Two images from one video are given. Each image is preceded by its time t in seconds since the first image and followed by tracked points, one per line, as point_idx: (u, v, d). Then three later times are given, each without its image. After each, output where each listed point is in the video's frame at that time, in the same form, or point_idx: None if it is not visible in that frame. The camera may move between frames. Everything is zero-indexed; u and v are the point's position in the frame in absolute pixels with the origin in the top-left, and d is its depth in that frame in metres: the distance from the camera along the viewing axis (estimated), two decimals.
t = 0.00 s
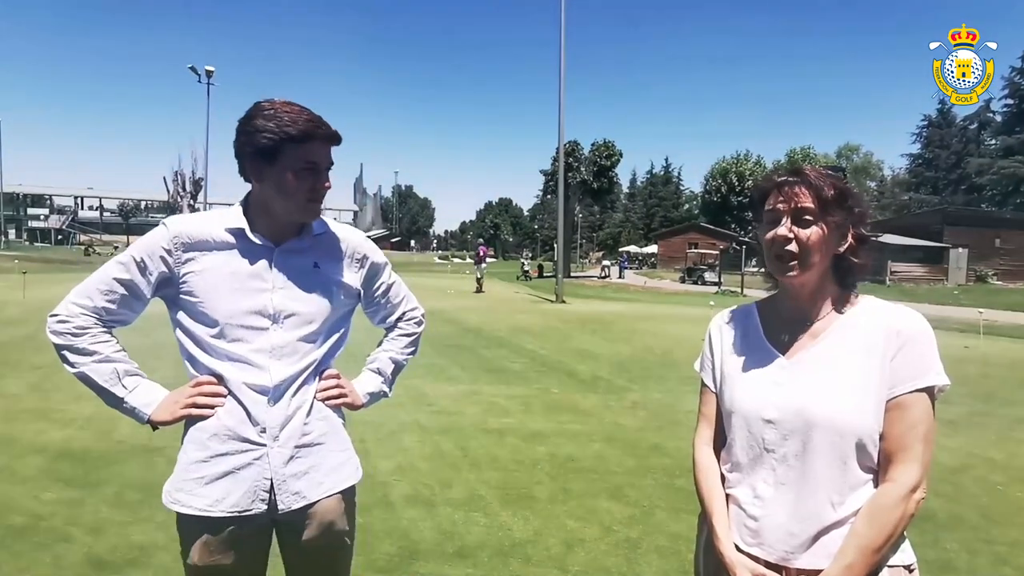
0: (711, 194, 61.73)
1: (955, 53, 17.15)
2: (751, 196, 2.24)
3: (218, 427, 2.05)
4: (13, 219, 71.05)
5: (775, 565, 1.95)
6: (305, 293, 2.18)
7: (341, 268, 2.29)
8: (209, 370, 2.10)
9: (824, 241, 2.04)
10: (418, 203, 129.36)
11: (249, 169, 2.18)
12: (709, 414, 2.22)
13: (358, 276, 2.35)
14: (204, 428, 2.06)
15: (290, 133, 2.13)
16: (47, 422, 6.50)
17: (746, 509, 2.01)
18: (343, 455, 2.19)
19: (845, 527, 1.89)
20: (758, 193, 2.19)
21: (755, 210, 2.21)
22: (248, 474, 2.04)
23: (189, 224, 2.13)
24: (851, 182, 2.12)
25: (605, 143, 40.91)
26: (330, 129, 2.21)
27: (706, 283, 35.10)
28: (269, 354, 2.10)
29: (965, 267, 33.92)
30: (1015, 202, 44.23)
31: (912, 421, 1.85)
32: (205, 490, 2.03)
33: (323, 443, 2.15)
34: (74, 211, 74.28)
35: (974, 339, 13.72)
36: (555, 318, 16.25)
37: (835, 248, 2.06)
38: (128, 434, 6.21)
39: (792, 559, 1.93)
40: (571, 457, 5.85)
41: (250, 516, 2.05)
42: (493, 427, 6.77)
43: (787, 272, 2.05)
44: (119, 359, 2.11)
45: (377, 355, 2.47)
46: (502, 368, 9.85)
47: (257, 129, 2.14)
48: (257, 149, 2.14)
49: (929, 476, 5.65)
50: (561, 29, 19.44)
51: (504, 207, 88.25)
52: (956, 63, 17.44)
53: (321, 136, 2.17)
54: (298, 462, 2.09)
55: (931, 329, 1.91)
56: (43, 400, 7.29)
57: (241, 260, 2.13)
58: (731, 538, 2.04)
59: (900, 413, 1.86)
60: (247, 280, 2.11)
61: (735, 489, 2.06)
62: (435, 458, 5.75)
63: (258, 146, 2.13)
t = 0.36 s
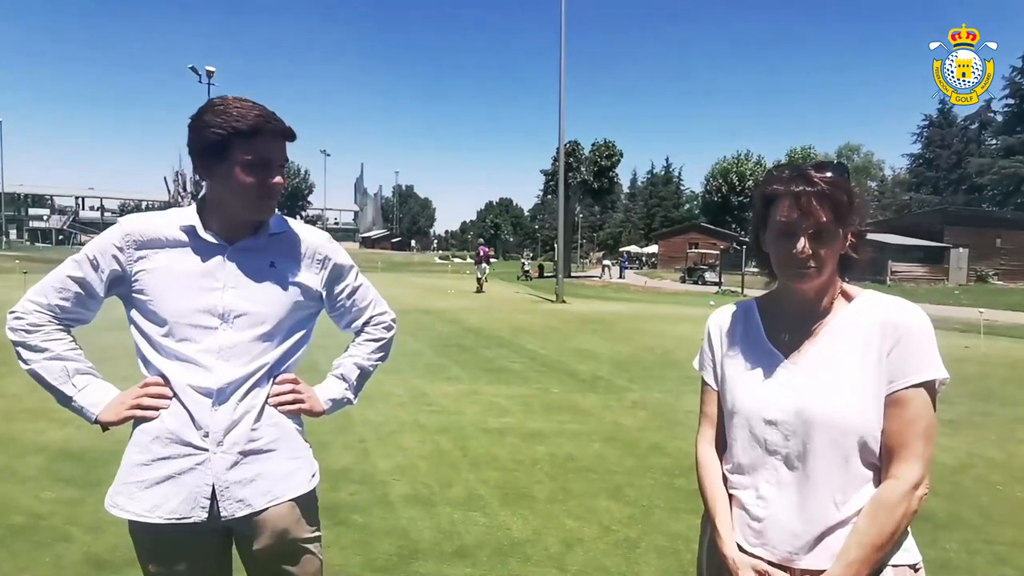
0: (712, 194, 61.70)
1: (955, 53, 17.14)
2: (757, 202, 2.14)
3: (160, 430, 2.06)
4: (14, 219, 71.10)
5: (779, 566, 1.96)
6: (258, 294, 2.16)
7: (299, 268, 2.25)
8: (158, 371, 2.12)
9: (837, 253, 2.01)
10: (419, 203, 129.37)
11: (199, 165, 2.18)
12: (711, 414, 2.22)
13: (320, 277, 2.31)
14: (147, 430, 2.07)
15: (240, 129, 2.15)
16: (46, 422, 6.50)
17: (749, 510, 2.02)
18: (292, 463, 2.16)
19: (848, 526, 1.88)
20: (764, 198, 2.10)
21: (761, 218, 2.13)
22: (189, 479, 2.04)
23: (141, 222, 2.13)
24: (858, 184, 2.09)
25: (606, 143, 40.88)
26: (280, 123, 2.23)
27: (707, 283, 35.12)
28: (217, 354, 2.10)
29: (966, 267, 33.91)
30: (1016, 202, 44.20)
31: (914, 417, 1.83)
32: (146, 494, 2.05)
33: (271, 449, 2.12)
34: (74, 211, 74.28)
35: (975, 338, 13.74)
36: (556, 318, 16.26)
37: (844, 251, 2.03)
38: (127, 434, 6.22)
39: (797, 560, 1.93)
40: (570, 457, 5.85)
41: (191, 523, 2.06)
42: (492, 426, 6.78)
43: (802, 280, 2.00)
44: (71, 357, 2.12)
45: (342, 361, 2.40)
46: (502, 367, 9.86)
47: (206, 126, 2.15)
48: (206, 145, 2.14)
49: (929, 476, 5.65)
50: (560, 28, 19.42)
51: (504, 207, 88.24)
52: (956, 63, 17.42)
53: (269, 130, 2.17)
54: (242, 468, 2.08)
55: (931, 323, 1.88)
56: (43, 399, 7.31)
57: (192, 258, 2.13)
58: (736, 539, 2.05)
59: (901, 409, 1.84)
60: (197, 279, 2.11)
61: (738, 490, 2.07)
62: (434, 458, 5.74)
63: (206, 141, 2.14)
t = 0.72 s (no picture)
0: (712, 194, 61.71)
1: (955, 53, 17.13)
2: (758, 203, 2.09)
3: (141, 431, 2.09)
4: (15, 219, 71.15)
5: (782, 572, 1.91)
6: (238, 295, 2.16)
7: (282, 268, 2.23)
8: (141, 373, 2.15)
9: (837, 254, 1.96)
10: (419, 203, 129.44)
11: (172, 170, 2.20)
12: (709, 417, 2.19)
13: (305, 277, 2.28)
14: (128, 432, 2.10)
15: (209, 137, 2.12)
16: (46, 422, 6.51)
17: (752, 514, 1.97)
18: (274, 466, 2.15)
19: (857, 530, 1.85)
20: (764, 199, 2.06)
21: (760, 219, 2.08)
22: (169, 480, 2.07)
23: (124, 224, 2.16)
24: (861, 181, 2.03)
25: (606, 143, 40.89)
26: (249, 131, 2.17)
27: (707, 283, 35.16)
28: (196, 357, 2.12)
29: (966, 267, 33.93)
30: (1017, 202, 44.19)
31: (932, 423, 1.80)
32: (128, 495, 2.08)
33: (252, 451, 2.12)
34: (75, 211, 74.33)
35: (974, 338, 13.76)
36: (556, 317, 16.28)
37: (844, 250, 1.98)
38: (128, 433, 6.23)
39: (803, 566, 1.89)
40: (569, 457, 5.85)
41: (173, 524, 2.08)
42: (491, 426, 6.78)
43: (801, 281, 1.97)
44: (61, 358, 2.15)
45: (331, 362, 2.36)
46: (502, 367, 9.87)
47: (176, 131, 2.15)
48: (176, 151, 2.14)
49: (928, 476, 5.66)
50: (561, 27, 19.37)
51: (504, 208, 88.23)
52: (956, 63, 17.42)
53: (235, 139, 2.13)
54: (222, 469, 2.09)
55: (938, 327, 1.85)
56: (42, 399, 7.31)
57: (172, 260, 2.15)
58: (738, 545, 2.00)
59: (919, 417, 1.80)
60: (177, 281, 2.13)
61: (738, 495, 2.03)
62: (434, 458, 5.75)
63: (174, 147, 2.15)
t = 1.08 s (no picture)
0: (713, 194, 61.70)
1: (955, 53, 17.11)
2: (765, 198, 2.08)
3: (151, 431, 2.09)
4: (15, 219, 71.22)
5: None
6: (246, 294, 2.17)
7: (289, 267, 2.23)
8: (149, 373, 2.14)
9: (844, 252, 1.93)
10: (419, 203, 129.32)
11: (179, 168, 2.17)
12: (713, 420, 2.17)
13: (311, 275, 2.29)
14: (139, 432, 2.10)
15: (218, 140, 2.10)
16: (46, 422, 6.52)
17: (759, 523, 1.94)
18: (285, 463, 2.16)
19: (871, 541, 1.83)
20: (771, 196, 2.04)
21: (767, 215, 2.08)
22: (183, 479, 2.07)
23: (128, 224, 2.14)
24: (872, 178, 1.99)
25: (607, 143, 40.86)
26: (260, 136, 2.16)
27: (708, 283, 35.17)
28: (205, 356, 2.12)
29: (967, 267, 33.90)
30: (1017, 202, 44.16)
31: (954, 431, 1.78)
32: (142, 494, 2.08)
33: (264, 449, 2.14)
34: (75, 211, 74.36)
35: (975, 339, 13.74)
36: (556, 317, 16.28)
37: (855, 248, 1.94)
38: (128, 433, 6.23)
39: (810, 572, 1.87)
40: (569, 457, 5.85)
41: (187, 522, 2.09)
42: (491, 426, 6.78)
43: (807, 281, 1.94)
44: (66, 359, 2.15)
45: (337, 359, 2.38)
46: (502, 367, 9.87)
47: (185, 130, 2.13)
48: (183, 151, 2.13)
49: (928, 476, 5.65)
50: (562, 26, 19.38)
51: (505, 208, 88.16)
52: (956, 63, 17.42)
53: (244, 146, 2.12)
54: (235, 468, 2.10)
55: (954, 331, 1.82)
56: (42, 399, 7.32)
57: (178, 259, 2.15)
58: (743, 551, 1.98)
59: (943, 424, 1.78)
60: (185, 281, 2.13)
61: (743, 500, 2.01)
62: (434, 458, 5.75)
63: (183, 147, 2.13)
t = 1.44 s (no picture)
0: (714, 194, 61.69)
1: (954, 53, 17.09)
2: (775, 198, 2.08)
3: (192, 431, 2.07)
4: (16, 219, 71.38)
5: None
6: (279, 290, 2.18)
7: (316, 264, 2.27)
8: (181, 372, 2.11)
9: (855, 251, 1.91)
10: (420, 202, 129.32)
11: (217, 163, 2.16)
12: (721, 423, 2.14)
13: (336, 270, 2.34)
14: (178, 431, 2.07)
15: (265, 129, 2.13)
16: (47, 421, 6.53)
17: (763, 529, 1.92)
18: (320, 456, 2.18)
19: (876, 549, 1.81)
20: (782, 194, 2.03)
21: (779, 214, 2.08)
22: (227, 477, 2.06)
23: (157, 222, 2.13)
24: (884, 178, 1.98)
25: (608, 143, 40.84)
26: (301, 127, 2.20)
27: (708, 283, 35.17)
28: (245, 352, 2.11)
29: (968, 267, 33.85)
30: (1018, 201, 44.15)
31: (955, 437, 1.76)
32: (185, 495, 2.05)
33: (304, 443, 2.15)
34: (77, 210, 74.47)
35: (976, 339, 13.72)
36: (557, 317, 16.29)
37: (867, 249, 1.93)
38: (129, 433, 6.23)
39: None
40: (570, 456, 5.85)
41: (232, 520, 2.07)
42: (492, 426, 6.78)
43: (816, 280, 1.92)
44: (89, 363, 2.11)
45: (358, 352, 2.43)
46: (502, 367, 9.87)
47: (226, 125, 2.13)
48: (223, 139, 2.12)
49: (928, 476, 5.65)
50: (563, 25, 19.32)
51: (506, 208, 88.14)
52: (956, 64, 17.41)
53: (288, 134, 2.15)
54: (278, 463, 2.10)
55: (968, 333, 1.81)
56: (43, 399, 7.33)
57: (212, 256, 2.13)
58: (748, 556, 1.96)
59: (942, 430, 1.77)
60: (218, 276, 2.12)
61: (749, 505, 1.98)
62: (434, 458, 5.75)
63: (226, 141, 2.12)
